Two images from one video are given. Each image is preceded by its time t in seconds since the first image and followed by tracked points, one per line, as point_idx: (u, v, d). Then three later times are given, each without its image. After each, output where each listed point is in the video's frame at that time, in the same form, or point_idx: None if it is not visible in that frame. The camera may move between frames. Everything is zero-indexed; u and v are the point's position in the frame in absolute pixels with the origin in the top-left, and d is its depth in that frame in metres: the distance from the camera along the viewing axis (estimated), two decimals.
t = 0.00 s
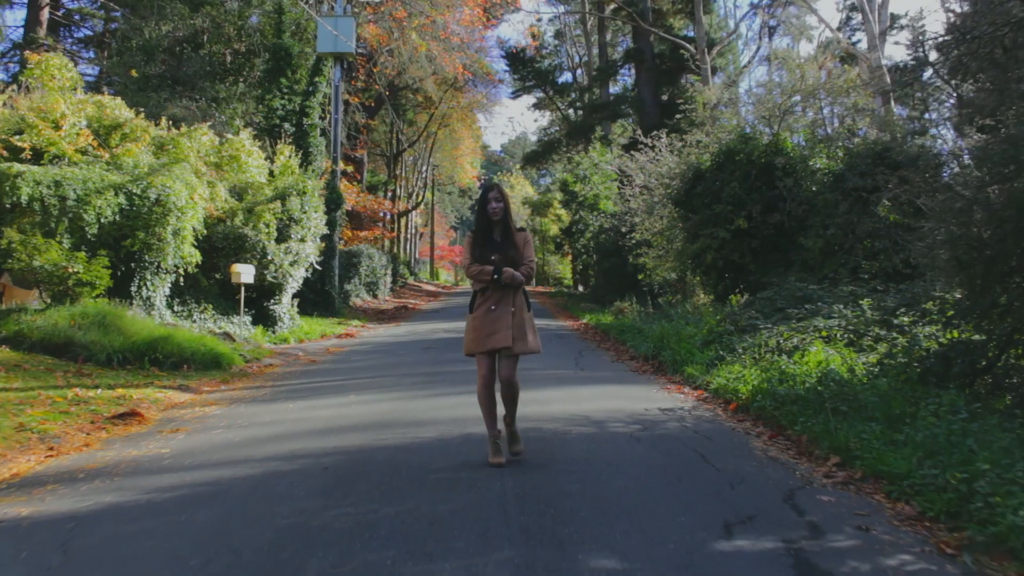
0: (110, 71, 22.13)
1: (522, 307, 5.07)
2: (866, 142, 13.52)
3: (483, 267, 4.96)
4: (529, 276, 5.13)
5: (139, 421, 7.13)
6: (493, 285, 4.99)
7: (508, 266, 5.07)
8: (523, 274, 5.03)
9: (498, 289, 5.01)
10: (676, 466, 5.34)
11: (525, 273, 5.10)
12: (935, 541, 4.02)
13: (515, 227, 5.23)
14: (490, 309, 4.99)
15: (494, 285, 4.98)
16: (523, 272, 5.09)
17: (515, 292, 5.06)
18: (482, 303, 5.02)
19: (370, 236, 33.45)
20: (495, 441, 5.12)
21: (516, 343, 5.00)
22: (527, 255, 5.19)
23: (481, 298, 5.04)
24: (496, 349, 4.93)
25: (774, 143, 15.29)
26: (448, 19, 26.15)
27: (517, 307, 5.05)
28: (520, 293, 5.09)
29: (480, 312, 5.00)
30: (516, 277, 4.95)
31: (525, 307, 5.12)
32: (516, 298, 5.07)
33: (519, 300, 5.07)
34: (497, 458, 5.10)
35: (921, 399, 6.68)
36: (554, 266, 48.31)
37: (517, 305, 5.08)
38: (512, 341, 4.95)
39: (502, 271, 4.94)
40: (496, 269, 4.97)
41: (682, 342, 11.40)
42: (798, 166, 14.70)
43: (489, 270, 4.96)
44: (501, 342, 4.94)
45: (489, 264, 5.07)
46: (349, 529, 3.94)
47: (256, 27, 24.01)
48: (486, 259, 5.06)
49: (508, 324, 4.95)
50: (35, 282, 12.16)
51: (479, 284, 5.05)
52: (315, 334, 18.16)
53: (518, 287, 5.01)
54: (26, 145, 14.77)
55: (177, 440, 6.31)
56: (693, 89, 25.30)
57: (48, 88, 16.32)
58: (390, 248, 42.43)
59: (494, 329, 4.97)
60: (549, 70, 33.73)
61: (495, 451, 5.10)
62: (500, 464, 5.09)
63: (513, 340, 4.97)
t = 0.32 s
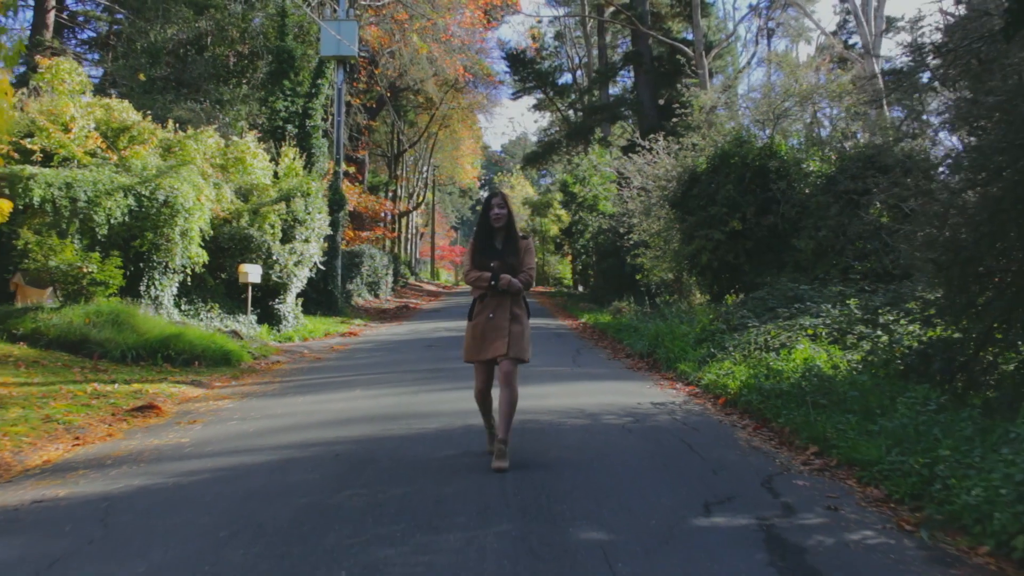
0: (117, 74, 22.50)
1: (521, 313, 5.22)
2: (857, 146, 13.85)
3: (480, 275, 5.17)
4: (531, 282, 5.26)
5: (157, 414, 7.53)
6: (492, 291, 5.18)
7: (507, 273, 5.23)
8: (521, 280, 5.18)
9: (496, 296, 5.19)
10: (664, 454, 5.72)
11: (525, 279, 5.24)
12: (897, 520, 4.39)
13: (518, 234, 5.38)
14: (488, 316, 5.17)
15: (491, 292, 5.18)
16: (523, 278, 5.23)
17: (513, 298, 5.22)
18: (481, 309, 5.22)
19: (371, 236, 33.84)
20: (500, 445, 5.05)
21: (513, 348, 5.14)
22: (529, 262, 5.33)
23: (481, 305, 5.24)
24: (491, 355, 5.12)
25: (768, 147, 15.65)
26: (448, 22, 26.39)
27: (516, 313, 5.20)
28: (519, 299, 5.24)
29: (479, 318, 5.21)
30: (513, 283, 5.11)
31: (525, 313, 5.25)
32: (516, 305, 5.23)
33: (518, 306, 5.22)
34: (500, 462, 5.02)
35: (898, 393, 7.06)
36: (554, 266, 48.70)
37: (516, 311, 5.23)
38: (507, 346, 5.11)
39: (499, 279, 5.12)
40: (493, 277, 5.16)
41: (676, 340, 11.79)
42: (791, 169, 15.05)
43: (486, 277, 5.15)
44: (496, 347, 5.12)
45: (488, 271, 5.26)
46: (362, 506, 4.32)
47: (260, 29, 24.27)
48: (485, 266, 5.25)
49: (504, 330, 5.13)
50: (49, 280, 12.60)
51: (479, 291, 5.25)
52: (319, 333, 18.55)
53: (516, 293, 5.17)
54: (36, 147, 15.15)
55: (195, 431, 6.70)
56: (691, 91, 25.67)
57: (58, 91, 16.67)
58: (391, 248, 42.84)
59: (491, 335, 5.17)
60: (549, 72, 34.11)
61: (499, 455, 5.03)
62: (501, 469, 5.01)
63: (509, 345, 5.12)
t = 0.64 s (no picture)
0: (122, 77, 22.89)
1: (520, 305, 5.44)
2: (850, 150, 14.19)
3: (481, 268, 5.37)
4: (530, 275, 5.48)
5: (173, 407, 7.92)
6: (491, 284, 5.38)
7: (508, 266, 5.46)
8: (520, 274, 5.40)
9: (496, 288, 5.39)
10: (654, 444, 6.10)
11: (524, 272, 5.46)
12: (865, 501, 4.76)
13: (518, 228, 5.60)
14: (487, 308, 5.36)
15: (491, 284, 5.38)
16: (522, 271, 5.45)
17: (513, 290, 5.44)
18: (480, 300, 5.40)
19: (373, 237, 34.23)
20: (501, 435, 5.37)
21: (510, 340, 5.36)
22: (528, 255, 5.56)
23: (481, 296, 5.43)
24: (490, 346, 5.30)
25: (763, 149, 16.01)
26: (449, 24, 26.73)
27: (514, 305, 5.41)
28: (518, 291, 5.45)
29: (478, 309, 5.39)
30: (512, 277, 5.33)
31: (523, 306, 5.46)
32: (514, 298, 5.42)
33: (517, 298, 5.42)
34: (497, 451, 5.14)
35: (879, 387, 7.43)
36: (554, 266, 49.12)
37: (514, 304, 5.44)
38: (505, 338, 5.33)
39: (499, 272, 5.34)
40: (493, 269, 5.37)
41: (670, 338, 12.17)
42: (784, 171, 15.40)
43: (487, 270, 5.35)
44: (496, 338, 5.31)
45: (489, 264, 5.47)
46: (372, 487, 4.70)
47: (263, 31, 24.35)
48: (486, 260, 5.48)
49: (503, 322, 5.34)
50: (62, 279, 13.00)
51: (479, 282, 5.44)
52: (322, 331, 18.95)
53: (515, 286, 5.38)
54: (46, 150, 15.53)
55: (211, 423, 7.09)
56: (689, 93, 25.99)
57: (67, 95, 17.03)
58: (392, 248, 43.25)
59: (490, 326, 5.34)
60: (549, 73, 34.48)
61: (500, 445, 5.36)
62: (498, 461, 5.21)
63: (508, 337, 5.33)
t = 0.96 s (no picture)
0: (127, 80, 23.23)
1: (523, 313, 5.62)
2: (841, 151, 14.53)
3: (487, 276, 5.53)
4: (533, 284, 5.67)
5: (186, 401, 8.30)
6: (497, 292, 5.54)
7: (512, 275, 5.63)
8: (526, 282, 5.59)
9: (501, 296, 5.55)
10: (645, 434, 6.47)
11: (527, 281, 5.64)
12: (839, 485, 5.12)
13: (519, 239, 5.80)
14: (493, 315, 5.51)
15: (497, 293, 5.54)
16: (526, 280, 5.63)
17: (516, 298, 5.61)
18: (486, 308, 5.56)
19: (374, 237, 34.55)
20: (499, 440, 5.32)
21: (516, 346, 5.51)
22: (529, 266, 5.75)
23: (486, 304, 5.58)
24: (497, 352, 5.46)
25: (757, 152, 16.37)
26: (449, 27, 27.03)
27: (518, 312, 5.58)
28: (522, 300, 5.63)
29: (484, 317, 5.55)
30: (519, 285, 5.50)
31: (526, 314, 5.64)
32: (518, 305, 5.59)
33: (521, 306, 5.60)
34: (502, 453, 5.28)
35: (861, 381, 7.80)
36: (554, 266, 49.48)
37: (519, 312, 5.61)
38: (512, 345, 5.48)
39: (505, 280, 5.49)
40: (500, 278, 5.53)
41: (664, 336, 12.52)
42: (778, 173, 15.74)
43: (495, 277, 5.51)
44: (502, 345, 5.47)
45: (494, 273, 5.63)
46: (381, 471, 5.08)
47: (265, 34, 24.87)
48: (490, 268, 5.63)
49: (509, 329, 5.49)
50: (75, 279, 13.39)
51: (484, 291, 5.61)
52: (326, 331, 19.31)
53: (520, 294, 5.55)
54: (55, 152, 15.87)
55: (225, 416, 7.47)
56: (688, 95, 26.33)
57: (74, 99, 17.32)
58: (393, 248, 43.59)
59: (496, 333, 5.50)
60: (548, 74, 34.79)
61: (499, 448, 5.28)
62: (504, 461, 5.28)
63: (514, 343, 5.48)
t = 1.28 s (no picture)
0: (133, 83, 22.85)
1: (522, 305, 5.75)
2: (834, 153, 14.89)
3: (483, 270, 5.73)
4: (531, 277, 5.79)
5: (200, 396, 8.68)
6: (494, 286, 5.73)
7: (510, 269, 5.80)
8: (522, 275, 5.71)
9: (498, 290, 5.74)
10: (637, 425, 6.85)
11: (525, 275, 5.78)
12: (815, 471, 5.49)
13: (521, 233, 5.95)
14: (490, 310, 5.72)
15: (494, 286, 5.73)
16: (523, 273, 5.76)
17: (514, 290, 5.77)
18: (484, 302, 5.77)
19: (375, 237, 34.93)
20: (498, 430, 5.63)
21: (513, 338, 5.68)
22: (529, 259, 5.88)
23: (485, 298, 5.79)
24: (494, 345, 5.67)
25: (751, 154, 16.74)
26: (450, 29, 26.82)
27: (516, 305, 5.73)
28: (521, 292, 5.78)
29: (482, 310, 5.76)
30: (514, 278, 5.64)
31: (525, 306, 5.78)
32: (515, 298, 5.74)
33: (519, 299, 5.75)
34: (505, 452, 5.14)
35: (843, 375, 8.17)
36: (554, 266, 49.91)
37: (517, 304, 5.77)
38: (508, 337, 5.65)
39: (501, 274, 5.67)
40: (496, 272, 5.71)
41: (659, 334, 12.88)
42: (772, 175, 16.12)
43: (490, 271, 5.71)
44: (499, 338, 5.66)
45: (492, 267, 5.82)
46: (389, 457, 5.45)
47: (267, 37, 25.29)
48: (489, 263, 5.82)
49: (504, 322, 5.67)
50: (87, 280, 13.78)
51: (483, 285, 5.81)
52: (329, 329, 19.70)
53: (516, 287, 5.70)
54: (64, 155, 16.18)
55: (238, 409, 7.86)
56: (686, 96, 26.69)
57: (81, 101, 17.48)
58: (393, 248, 44.00)
59: (494, 326, 5.71)
60: (548, 75, 35.13)
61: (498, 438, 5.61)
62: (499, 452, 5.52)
63: (510, 336, 5.67)
